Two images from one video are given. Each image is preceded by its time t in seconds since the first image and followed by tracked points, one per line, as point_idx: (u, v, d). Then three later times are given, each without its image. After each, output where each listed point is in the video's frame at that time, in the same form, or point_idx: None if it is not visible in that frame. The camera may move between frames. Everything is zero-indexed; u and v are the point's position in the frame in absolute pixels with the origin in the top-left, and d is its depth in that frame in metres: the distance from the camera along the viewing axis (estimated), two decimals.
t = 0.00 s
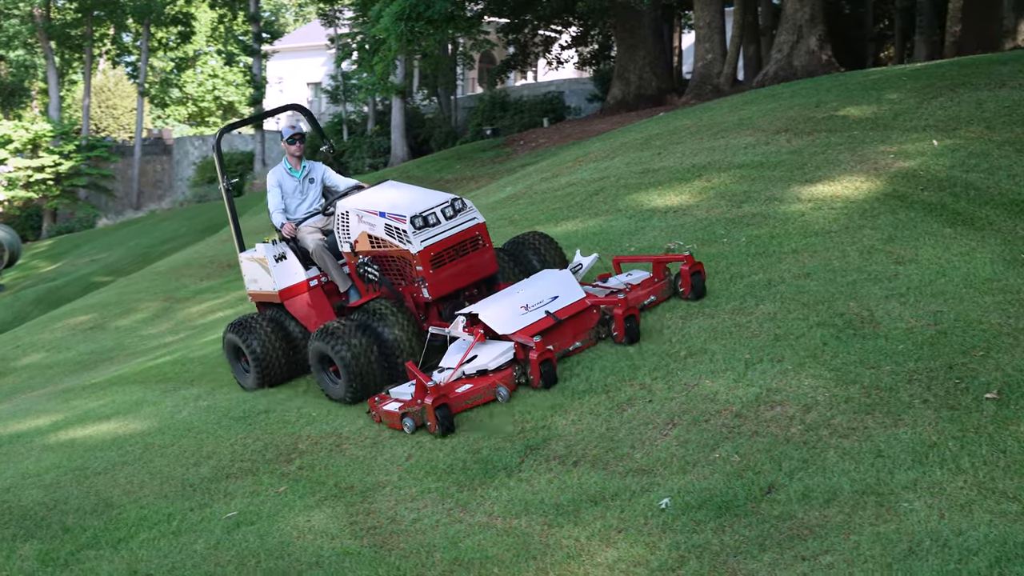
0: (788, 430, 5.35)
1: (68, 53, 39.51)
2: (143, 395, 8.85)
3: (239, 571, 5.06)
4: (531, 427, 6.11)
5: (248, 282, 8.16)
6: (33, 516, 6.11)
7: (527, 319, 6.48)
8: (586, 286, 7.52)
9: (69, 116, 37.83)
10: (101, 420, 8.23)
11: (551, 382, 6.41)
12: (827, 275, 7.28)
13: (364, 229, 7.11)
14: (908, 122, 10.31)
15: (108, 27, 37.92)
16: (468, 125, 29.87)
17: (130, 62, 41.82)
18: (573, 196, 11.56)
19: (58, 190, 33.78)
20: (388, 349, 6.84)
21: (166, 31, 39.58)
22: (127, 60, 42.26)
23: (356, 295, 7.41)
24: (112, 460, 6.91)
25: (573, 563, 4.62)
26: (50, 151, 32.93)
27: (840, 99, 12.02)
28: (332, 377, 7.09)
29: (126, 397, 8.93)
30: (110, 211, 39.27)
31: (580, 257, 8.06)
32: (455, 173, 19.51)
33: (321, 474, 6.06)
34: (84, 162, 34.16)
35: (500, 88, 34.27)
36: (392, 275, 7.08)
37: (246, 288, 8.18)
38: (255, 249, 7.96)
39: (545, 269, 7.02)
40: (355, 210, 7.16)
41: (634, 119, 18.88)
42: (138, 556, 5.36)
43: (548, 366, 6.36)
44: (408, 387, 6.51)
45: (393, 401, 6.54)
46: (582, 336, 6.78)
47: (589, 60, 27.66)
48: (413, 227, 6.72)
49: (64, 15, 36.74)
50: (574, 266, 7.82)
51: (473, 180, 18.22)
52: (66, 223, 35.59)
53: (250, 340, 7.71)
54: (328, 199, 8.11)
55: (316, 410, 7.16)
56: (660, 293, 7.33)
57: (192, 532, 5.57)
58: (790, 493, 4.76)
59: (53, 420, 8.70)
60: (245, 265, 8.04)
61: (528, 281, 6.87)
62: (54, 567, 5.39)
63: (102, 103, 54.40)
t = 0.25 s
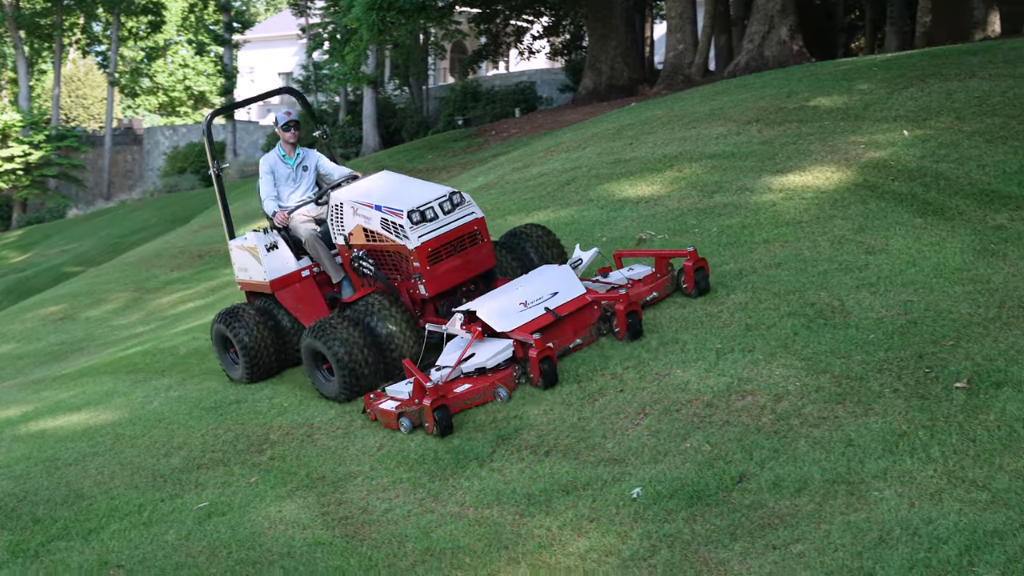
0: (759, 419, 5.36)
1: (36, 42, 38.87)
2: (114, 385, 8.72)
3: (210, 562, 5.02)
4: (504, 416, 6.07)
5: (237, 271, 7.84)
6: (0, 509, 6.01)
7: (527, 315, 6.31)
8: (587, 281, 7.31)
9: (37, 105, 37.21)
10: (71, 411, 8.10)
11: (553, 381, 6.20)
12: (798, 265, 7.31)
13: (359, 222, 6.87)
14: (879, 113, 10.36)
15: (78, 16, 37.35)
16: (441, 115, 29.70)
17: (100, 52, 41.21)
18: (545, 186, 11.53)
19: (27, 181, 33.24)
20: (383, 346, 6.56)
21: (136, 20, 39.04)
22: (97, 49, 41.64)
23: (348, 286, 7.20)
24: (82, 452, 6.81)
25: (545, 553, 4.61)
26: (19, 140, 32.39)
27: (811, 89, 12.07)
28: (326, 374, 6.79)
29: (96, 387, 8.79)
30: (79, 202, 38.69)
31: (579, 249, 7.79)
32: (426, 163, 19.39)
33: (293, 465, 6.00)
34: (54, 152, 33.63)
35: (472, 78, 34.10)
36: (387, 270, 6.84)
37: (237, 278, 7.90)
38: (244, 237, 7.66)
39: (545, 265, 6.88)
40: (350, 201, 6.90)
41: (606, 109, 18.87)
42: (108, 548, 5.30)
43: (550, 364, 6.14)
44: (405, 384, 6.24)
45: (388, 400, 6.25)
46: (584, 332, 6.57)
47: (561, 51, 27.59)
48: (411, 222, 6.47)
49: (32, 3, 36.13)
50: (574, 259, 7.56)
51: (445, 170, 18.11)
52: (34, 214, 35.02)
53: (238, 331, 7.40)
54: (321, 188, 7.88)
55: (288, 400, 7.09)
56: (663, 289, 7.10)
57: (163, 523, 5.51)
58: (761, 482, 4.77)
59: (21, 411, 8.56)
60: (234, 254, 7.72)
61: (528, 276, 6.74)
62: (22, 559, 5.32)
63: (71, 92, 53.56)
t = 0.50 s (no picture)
0: (732, 408, 5.37)
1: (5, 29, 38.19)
2: (86, 374, 8.58)
3: (184, 551, 4.97)
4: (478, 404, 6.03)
5: (229, 262, 7.58)
6: None
7: (528, 311, 6.04)
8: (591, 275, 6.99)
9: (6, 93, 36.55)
10: (43, 400, 7.97)
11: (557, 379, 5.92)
12: (772, 253, 7.33)
13: (357, 214, 6.62)
14: (852, 101, 10.41)
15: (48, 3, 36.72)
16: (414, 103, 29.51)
17: (71, 39, 40.57)
18: (518, 175, 11.49)
19: None
20: (382, 342, 6.28)
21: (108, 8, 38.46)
22: (68, 37, 40.97)
23: (345, 278, 7.06)
24: (54, 441, 6.70)
25: (519, 541, 4.59)
26: None
27: (785, 78, 12.10)
28: (325, 372, 6.51)
29: (69, 376, 8.65)
30: (51, 190, 38.06)
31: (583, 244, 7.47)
32: (400, 151, 19.26)
33: (267, 454, 5.93)
34: (25, 141, 33.08)
35: (445, 66, 33.90)
36: (387, 264, 6.59)
37: (229, 267, 7.61)
38: (237, 227, 7.40)
39: (547, 259, 6.60)
40: (347, 192, 6.66)
41: (580, 97, 18.84)
42: (80, 538, 5.23)
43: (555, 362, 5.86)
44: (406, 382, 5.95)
45: (389, 397, 5.97)
46: (589, 328, 6.26)
47: (535, 39, 27.49)
48: (411, 215, 6.23)
49: None
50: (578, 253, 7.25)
51: (419, 158, 18.00)
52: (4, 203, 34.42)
53: (230, 323, 7.07)
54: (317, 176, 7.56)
55: (261, 389, 7.00)
56: (670, 284, 6.79)
57: (137, 512, 5.45)
58: (735, 470, 4.78)
59: None
60: (227, 244, 7.46)
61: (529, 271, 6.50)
62: None
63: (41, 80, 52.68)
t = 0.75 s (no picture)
0: (704, 395, 5.38)
1: None
2: (57, 363, 8.44)
3: (157, 541, 4.92)
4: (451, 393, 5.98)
5: (222, 253, 7.24)
6: None
7: (531, 308, 5.78)
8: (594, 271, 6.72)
9: None
10: (13, 390, 7.83)
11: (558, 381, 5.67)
12: (743, 242, 7.35)
13: (355, 205, 6.35)
14: (823, 90, 10.46)
15: None
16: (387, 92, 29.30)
17: (40, 27, 39.89)
18: (490, 163, 11.44)
19: None
20: (379, 336, 5.99)
21: None
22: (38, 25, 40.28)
23: (341, 270, 6.68)
24: (24, 431, 6.59)
25: (491, 529, 4.58)
26: None
27: (756, 66, 12.14)
28: (319, 368, 6.20)
29: (39, 365, 8.50)
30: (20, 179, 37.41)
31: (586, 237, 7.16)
32: (373, 140, 19.12)
33: (239, 443, 5.87)
34: None
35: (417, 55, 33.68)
36: (385, 256, 6.33)
37: (222, 260, 7.26)
38: (231, 217, 7.07)
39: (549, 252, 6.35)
40: (345, 182, 6.39)
41: (552, 86, 18.81)
42: (52, 529, 5.16)
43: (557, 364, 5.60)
44: (402, 382, 5.69)
45: (385, 398, 5.70)
46: (591, 326, 6.03)
47: (508, 27, 27.37)
48: (411, 208, 5.98)
49: None
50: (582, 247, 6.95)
51: (391, 147, 17.87)
52: None
53: (224, 317, 6.74)
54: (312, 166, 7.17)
55: (233, 378, 6.92)
56: (675, 281, 6.54)
57: (109, 501, 5.38)
58: (707, 458, 4.79)
59: None
60: (219, 235, 7.12)
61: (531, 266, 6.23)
62: None
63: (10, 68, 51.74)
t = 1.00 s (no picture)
0: (671, 375, 5.39)
1: None
2: (20, 344, 8.24)
3: (123, 522, 4.85)
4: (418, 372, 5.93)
5: (209, 238, 6.98)
6: None
7: (532, 298, 5.52)
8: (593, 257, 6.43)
9: None
10: None
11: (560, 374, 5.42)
12: (710, 222, 7.36)
13: (347, 188, 6.16)
14: (790, 70, 10.48)
15: None
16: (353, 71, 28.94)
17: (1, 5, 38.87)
18: (457, 143, 11.34)
19: None
20: (371, 325, 5.84)
21: None
22: None
23: (333, 255, 6.58)
24: None
25: (459, 509, 4.56)
26: None
27: (723, 46, 12.14)
28: (310, 356, 6.01)
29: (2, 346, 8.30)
30: None
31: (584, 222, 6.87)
32: (339, 120, 18.88)
33: (206, 423, 5.78)
34: None
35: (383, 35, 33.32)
36: (379, 241, 6.13)
37: (207, 243, 6.98)
38: (218, 200, 6.81)
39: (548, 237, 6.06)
40: (337, 164, 6.19)
41: (519, 66, 18.71)
42: (16, 511, 5.05)
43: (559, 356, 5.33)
44: (399, 375, 5.44)
45: (381, 391, 5.48)
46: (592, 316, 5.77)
47: (475, 7, 27.15)
48: (406, 191, 5.79)
49: None
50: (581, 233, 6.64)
51: (358, 127, 17.67)
52: None
53: (213, 304, 6.47)
54: (302, 147, 6.90)
55: (200, 359, 6.80)
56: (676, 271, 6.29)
57: (75, 483, 5.28)
58: (673, 438, 4.80)
59: None
60: (206, 218, 6.88)
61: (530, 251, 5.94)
62: None
63: None
